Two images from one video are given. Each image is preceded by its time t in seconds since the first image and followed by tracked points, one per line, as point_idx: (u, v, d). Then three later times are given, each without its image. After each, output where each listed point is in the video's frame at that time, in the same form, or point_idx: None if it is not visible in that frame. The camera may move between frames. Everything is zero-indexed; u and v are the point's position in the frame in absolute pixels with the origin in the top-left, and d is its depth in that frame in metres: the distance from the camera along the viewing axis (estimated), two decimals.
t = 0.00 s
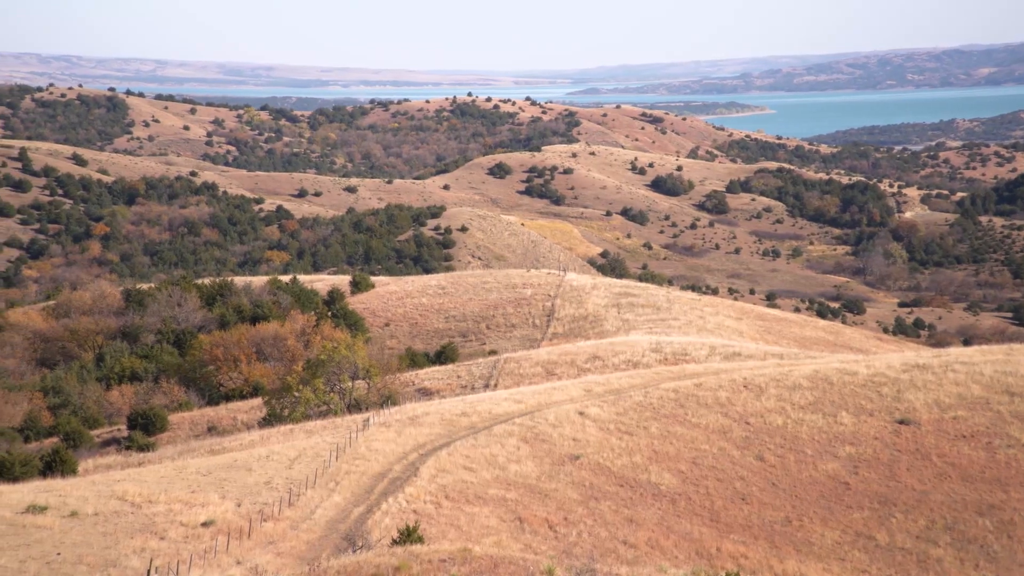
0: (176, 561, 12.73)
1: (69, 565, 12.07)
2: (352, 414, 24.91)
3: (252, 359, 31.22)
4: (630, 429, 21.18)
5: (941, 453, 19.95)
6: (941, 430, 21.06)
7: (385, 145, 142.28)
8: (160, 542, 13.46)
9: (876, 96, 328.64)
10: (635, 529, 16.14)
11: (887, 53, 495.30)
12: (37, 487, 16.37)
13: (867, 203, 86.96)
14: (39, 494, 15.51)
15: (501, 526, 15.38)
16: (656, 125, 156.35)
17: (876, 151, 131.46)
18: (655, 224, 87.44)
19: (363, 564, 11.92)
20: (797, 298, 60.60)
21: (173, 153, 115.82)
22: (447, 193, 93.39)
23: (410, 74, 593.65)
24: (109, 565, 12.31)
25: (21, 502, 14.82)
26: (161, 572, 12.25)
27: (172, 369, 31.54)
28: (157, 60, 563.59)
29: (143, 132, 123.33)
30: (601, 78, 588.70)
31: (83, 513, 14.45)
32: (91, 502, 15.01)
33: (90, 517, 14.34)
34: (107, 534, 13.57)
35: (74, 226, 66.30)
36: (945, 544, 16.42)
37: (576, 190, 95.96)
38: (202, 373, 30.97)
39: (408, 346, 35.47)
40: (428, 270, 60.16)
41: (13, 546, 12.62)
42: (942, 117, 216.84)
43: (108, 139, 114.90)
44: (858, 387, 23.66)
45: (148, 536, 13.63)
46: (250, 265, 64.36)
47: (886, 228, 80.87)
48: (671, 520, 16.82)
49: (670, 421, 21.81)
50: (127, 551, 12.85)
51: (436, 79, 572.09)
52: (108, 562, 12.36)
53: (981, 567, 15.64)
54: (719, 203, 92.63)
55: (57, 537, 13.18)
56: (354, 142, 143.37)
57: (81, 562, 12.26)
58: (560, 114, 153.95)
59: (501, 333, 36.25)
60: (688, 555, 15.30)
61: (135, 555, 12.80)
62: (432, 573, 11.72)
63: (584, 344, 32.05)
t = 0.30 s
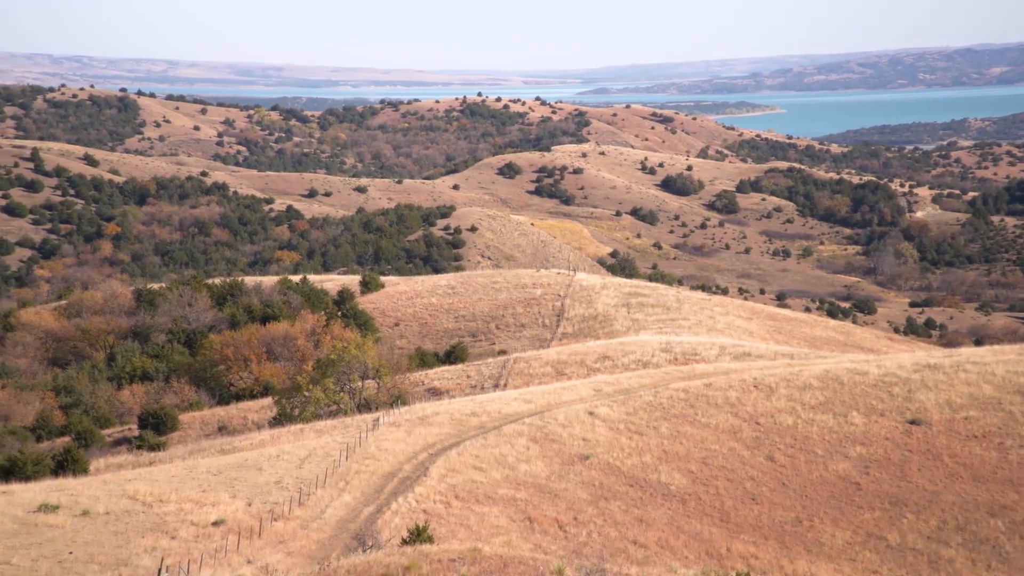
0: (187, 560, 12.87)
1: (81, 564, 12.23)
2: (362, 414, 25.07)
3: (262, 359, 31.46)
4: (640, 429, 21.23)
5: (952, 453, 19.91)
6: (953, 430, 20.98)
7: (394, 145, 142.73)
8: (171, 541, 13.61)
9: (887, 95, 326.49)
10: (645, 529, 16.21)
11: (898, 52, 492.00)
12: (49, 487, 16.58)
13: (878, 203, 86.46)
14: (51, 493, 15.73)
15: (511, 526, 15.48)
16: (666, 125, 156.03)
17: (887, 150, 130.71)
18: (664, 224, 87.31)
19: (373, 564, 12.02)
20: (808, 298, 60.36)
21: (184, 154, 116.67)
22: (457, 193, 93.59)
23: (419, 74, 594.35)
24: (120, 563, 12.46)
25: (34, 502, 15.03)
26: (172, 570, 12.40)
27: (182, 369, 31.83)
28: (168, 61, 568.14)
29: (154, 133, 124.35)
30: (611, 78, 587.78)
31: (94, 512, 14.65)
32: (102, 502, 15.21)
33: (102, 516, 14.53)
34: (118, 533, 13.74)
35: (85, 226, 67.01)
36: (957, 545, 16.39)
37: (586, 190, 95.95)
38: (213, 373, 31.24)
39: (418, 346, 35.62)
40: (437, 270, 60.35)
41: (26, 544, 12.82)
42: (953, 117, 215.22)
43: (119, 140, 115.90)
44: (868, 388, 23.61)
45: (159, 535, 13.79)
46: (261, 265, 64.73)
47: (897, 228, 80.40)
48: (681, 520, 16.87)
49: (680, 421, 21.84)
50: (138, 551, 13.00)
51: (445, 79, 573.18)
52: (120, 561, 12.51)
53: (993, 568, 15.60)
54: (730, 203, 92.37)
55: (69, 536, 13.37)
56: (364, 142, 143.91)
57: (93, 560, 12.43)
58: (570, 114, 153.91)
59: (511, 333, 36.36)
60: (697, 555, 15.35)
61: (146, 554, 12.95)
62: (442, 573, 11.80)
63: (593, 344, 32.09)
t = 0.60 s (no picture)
0: (198, 559, 12.99)
1: (93, 563, 12.38)
2: (372, 414, 25.23)
3: (273, 359, 31.73)
4: (650, 429, 21.27)
5: (964, 454, 19.84)
6: (964, 431, 20.92)
7: (405, 145, 143.20)
8: (182, 541, 13.73)
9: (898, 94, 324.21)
10: (655, 529, 16.26)
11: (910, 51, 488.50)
12: (62, 486, 16.81)
13: (890, 203, 85.94)
14: (63, 493, 15.95)
15: (521, 526, 15.57)
16: (677, 125, 155.71)
17: (899, 150, 129.92)
18: (674, 224, 87.16)
19: (384, 564, 12.13)
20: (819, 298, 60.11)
21: (195, 154, 117.57)
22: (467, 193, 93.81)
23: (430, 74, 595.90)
24: (131, 562, 12.60)
25: (46, 501, 15.25)
26: (183, 569, 12.54)
27: (193, 368, 32.12)
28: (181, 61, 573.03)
29: (166, 133, 125.36)
30: (621, 78, 586.69)
31: (107, 511, 14.84)
32: (113, 501, 15.39)
33: (113, 515, 14.71)
34: (129, 533, 13.89)
35: (97, 226, 67.72)
36: (969, 545, 16.35)
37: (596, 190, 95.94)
38: (224, 373, 31.51)
39: (428, 346, 35.78)
40: (447, 270, 60.57)
41: (39, 543, 12.99)
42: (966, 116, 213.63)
43: (131, 141, 116.92)
44: (879, 388, 23.56)
45: (170, 535, 13.94)
46: (271, 265, 65.12)
47: (909, 228, 79.89)
48: (692, 520, 16.92)
49: (690, 421, 21.88)
50: (150, 550, 13.15)
51: (455, 79, 574.23)
52: (131, 560, 12.66)
53: (1005, 569, 15.56)
54: (740, 203, 92.12)
55: (81, 535, 13.54)
56: (374, 142, 144.49)
57: (105, 560, 12.58)
58: (580, 113, 153.87)
59: (520, 333, 36.47)
60: (708, 555, 15.39)
61: (158, 553, 13.08)
62: (452, 573, 11.90)
63: (603, 344, 32.16)
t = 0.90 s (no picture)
0: (208, 558, 13.12)
1: (104, 563, 12.51)
2: (381, 414, 25.38)
3: (282, 359, 31.96)
4: (659, 429, 21.32)
5: (975, 454, 19.78)
6: (976, 431, 20.85)
7: (414, 145, 143.56)
8: (192, 541, 13.87)
9: (909, 93, 321.92)
10: (665, 529, 16.31)
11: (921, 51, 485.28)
12: (73, 485, 17.03)
13: (900, 203, 85.46)
14: (74, 492, 16.16)
15: (531, 526, 15.66)
16: (686, 125, 155.37)
17: (910, 149, 129.13)
18: (684, 224, 87.00)
19: (393, 564, 12.21)
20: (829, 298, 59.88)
21: (205, 155, 118.39)
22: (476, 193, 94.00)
23: (439, 74, 596.45)
24: (142, 562, 12.75)
25: (58, 500, 15.47)
26: (193, 568, 12.66)
27: (203, 368, 32.40)
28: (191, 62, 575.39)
29: (176, 133, 126.24)
30: (630, 79, 585.80)
31: (117, 511, 15.00)
32: (124, 501, 15.57)
33: (124, 515, 14.88)
34: (139, 532, 14.04)
35: (107, 227, 68.35)
36: (980, 546, 16.30)
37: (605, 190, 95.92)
38: (234, 373, 31.76)
39: (437, 346, 35.91)
40: (457, 270, 60.74)
41: (50, 543, 13.15)
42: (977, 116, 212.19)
43: (142, 141, 117.82)
44: (890, 388, 23.50)
45: (181, 534, 14.07)
46: (281, 265, 65.43)
47: (919, 228, 79.43)
48: (701, 521, 16.96)
49: (700, 421, 21.91)
50: (160, 549, 13.27)
51: (464, 79, 574.82)
52: (142, 560, 12.78)
53: (1016, 570, 15.51)
54: (750, 203, 91.86)
55: (92, 534, 13.70)
56: (384, 142, 144.94)
57: (117, 559, 12.72)
58: (589, 113, 153.83)
59: (530, 333, 36.54)
60: (718, 556, 15.40)
61: (168, 552, 13.22)
62: (461, 572, 11.98)
63: (612, 344, 32.21)
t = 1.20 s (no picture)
0: (215, 558, 13.23)
1: (112, 562, 12.62)
2: (388, 414, 25.50)
3: (290, 359, 32.15)
4: (667, 429, 21.35)
5: (984, 455, 19.74)
6: (984, 432, 20.80)
7: (421, 145, 143.74)
8: (200, 540, 13.98)
9: (918, 93, 320.19)
10: (672, 529, 16.35)
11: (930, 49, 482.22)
12: (82, 485, 17.18)
13: (909, 203, 85.03)
14: (82, 491, 16.30)
15: (538, 526, 15.72)
16: (693, 125, 155.01)
17: (918, 149, 128.42)
18: (691, 224, 86.84)
19: (401, 563, 12.30)
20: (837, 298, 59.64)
21: (213, 155, 118.92)
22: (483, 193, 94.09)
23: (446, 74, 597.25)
24: (150, 561, 12.85)
25: (66, 500, 15.61)
26: (201, 568, 12.76)
27: (211, 368, 32.58)
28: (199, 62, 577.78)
29: (184, 133, 126.85)
30: (637, 78, 584.71)
31: (125, 510, 15.13)
32: (132, 500, 15.71)
33: (132, 514, 15.00)
34: (147, 532, 14.15)
35: (116, 227, 68.80)
36: (989, 547, 16.26)
37: (612, 190, 95.84)
38: (241, 372, 31.95)
39: (444, 346, 36.01)
40: (463, 270, 60.85)
41: (59, 541, 13.26)
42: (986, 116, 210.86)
43: (150, 141, 118.46)
44: (898, 388, 23.47)
45: (188, 534, 14.19)
46: (288, 265, 65.67)
47: (927, 228, 79.02)
48: (709, 521, 16.99)
49: (707, 421, 21.92)
50: (168, 549, 13.38)
51: (471, 79, 575.01)
52: (151, 559, 12.90)
53: None
54: (757, 203, 91.62)
55: (101, 534, 13.83)
56: (391, 142, 145.19)
57: (125, 558, 12.84)
58: (597, 113, 153.69)
59: (537, 333, 36.59)
60: (725, 556, 15.42)
61: (176, 552, 13.32)
62: (468, 573, 12.05)
63: (619, 344, 32.21)
